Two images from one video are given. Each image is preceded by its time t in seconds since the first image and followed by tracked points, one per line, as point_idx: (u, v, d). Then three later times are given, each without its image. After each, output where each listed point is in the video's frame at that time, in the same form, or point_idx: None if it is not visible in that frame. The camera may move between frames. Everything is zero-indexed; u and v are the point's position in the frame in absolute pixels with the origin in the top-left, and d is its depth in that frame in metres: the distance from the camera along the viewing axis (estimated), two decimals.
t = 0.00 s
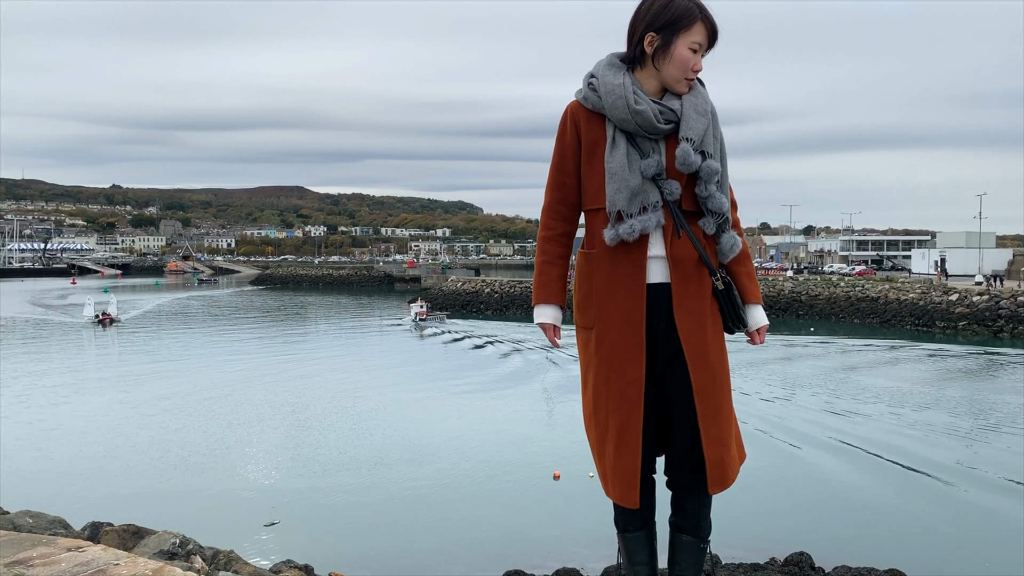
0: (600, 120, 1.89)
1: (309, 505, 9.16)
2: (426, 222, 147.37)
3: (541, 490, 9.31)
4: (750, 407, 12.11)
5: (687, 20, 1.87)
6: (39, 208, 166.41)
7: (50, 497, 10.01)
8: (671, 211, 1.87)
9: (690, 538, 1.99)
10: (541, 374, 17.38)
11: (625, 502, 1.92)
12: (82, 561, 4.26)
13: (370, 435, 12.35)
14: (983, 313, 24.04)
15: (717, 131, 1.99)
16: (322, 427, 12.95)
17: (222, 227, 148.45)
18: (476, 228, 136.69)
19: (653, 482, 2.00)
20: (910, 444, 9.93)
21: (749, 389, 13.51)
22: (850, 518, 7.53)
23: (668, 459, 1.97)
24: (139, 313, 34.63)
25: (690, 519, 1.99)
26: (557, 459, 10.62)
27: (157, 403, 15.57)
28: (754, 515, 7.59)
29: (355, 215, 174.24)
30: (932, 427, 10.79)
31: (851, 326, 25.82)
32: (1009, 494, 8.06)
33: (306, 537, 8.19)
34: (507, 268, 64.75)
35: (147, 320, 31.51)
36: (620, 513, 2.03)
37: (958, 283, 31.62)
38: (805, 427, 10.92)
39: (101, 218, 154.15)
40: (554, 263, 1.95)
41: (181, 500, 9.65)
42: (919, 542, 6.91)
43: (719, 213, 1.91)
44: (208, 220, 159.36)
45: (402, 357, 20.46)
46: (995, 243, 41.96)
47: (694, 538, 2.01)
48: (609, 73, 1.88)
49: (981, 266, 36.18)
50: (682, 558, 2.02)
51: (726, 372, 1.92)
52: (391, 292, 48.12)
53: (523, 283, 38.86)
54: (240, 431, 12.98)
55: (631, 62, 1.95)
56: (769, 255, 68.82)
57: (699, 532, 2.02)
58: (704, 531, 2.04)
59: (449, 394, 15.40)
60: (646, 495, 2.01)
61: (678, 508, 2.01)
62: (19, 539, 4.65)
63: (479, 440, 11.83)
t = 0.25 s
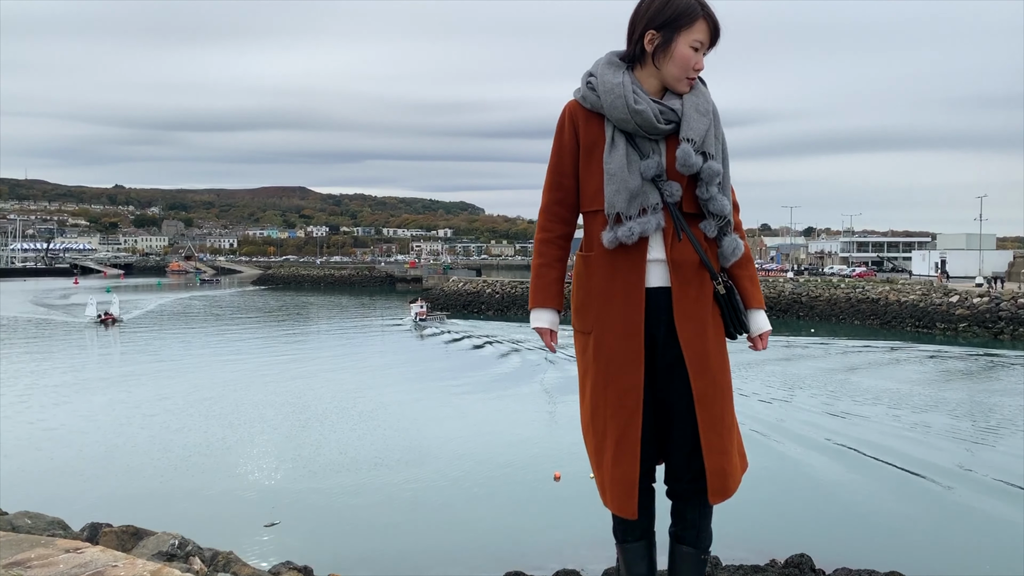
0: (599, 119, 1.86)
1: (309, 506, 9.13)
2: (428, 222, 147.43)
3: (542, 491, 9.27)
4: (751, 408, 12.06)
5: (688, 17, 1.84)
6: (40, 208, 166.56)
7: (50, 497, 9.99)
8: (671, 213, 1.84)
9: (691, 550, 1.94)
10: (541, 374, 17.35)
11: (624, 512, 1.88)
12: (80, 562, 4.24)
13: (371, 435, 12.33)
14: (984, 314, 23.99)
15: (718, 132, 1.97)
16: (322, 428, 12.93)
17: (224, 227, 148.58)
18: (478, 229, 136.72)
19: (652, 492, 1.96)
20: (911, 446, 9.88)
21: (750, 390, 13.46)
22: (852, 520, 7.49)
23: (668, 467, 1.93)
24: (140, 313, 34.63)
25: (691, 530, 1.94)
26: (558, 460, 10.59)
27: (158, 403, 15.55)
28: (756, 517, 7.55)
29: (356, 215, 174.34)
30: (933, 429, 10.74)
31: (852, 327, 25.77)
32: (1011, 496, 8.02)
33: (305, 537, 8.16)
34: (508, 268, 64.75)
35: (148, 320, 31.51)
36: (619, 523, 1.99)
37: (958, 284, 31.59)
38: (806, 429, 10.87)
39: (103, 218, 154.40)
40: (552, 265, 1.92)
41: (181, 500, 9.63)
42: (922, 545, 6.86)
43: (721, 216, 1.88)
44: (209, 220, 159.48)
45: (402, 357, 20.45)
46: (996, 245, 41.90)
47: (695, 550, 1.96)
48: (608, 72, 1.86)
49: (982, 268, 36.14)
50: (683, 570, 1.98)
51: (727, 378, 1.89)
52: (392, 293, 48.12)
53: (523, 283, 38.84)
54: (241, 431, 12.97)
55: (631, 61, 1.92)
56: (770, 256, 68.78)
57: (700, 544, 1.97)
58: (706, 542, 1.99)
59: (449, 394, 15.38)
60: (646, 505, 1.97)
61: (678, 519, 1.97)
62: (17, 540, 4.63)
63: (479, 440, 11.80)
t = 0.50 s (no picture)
0: (600, 119, 1.81)
1: (309, 508, 9.09)
2: (430, 223, 147.48)
3: (542, 494, 9.23)
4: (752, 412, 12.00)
5: (693, 14, 1.78)
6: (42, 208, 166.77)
7: (49, 498, 9.96)
8: (674, 215, 1.79)
9: (693, 564, 1.89)
10: (543, 376, 17.32)
11: (624, 526, 1.83)
12: (78, 565, 4.22)
13: (371, 437, 12.29)
14: (988, 317, 23.89)
15: (723, 133, 1.91)
16: (323, 429, 12.90)
17: (225, 228, 148.70)
18: (480, 230, 136.69)
19: (654, 504, 1.91)
20: (914, 450, 9.82)
21: (751, 393, 13.39)
22: (856, 524, 7.43)
23: (671, 478, 1.88)
24: (142, 314, 34.63)
25: (693, 543, 1.90)
26: (559, 462, 10.54)
27: (158, 404, 15.52)
28: (757, 521, 7.50)
29: (358, 216, 174.34)
30: (936, 432, 10.68)
31: (855, 329, 25.71)
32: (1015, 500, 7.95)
33: (304, 540, 8.12)
34: (510, 270, 64.69)
35: (150, 320, 31.53)
36: (619, 535, 1.93)
37: (961, 287, 31.50)
38: (807, 432, 10.81)
39: (106, 218, 154.86)
40: (551, 268, 1.86)
41: (180, 501, 9.61)
42: (926, 550, 6.80)
43: (726, 218, 1.83)
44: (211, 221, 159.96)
45: (404, 359, 20.41)
46: (1000, 247, 41.75)
47: (698, 562, 1.90)
48: (610, 70, 1.81)
49: (986, 270, 36.03)
50: None
51: (731, 387, 1.84)
52: (394, 294, 48.10)
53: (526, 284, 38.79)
54: (241, 432, 12.93)
55: (633, 58, 1.87)
56: (773, 258, 68.68)
57: (703, 557, 1.91)
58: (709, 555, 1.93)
59: (450, 396, 15.33)
60: (647, 517, 1.91)
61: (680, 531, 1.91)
62: (14, 544, 4.60)
63: (480, 443, 11.76)
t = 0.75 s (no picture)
0: (604, 117, 1.77)
1: (311, 508, 9.06)
2: (432, 224, 147.49)
3: (545, 496, 9.20)
4: (755, 414, 11.95)
5: (700, 9, 1.74)
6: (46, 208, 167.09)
7: (50, 498, 9.94)
8: (680, 216, 1.75)
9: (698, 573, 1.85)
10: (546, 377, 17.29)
11: (627, 536, 1.79)
12: (78, 566, 4.20)
13: (373, 438, 12.27)
14: (992, 319, 23.80)
15: (730, 131, 1.87)
16: (325, 430, 12.88)
17: (228, 228, 148.83)
18: (482, 231, 136.64)
19: (658, 512, 1.86)
20: (919, 453, 9.77)
21: (754, 394, 13.34)
22: (860, 527, 7.39)
23: (675, 485, 1.84)
24: (144, 313, 34.64)
25: (698, 552, 1.86)
26: (561, 464, 10.51)
27: (160, 404, 15.51)
28: (761, 524, 7.46)
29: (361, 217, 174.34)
30: (940, 435, 10.62)
31: (859, 331, 25.64)
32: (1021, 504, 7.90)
33: (306, 540, 8.09)
34: (513, 270, 64.65)
35: (153, 320, 31.54)
36: (622, 544, 1.89)
37: (966, 289, 31.38)
38: (811, 435, 10.76)
39: (109, 218, 155.12)
40: (553, 271, 1.83)
41: (182, 501, 9.59)
42: (932, 554, 6.75)
43: (733, 219, 1.79)
44: (214, 221, 160.16)
45: (406, 359, 20.39)
46: (1005, 249, 41.61)
47: (703, 571, 1.87)
48: (613, 67, 1.77)
49: (990, 272, 35.91)
50: None
51: (738, 392, 1.80)
52: (397, 294, 48.10)
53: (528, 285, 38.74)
54: (243, 432, 12.91)
55: (637, 54, 1.83)
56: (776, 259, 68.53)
57: (708, 566, 1.87)
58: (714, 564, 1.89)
59: (453, 397, 15.31)
60: (651, 524, 1.87)
61: (685, 540, 1.87)
62: (14, 544, 4.59)
63: (482, 444, 11.72)
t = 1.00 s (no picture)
0: (606, 113, 1.67)
1: (313, 510, 9.02)
2: (437, 224, 147.69)
3: (548, 497, 9.14)
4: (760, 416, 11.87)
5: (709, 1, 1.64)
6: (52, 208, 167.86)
7: (53, 498, 9.93)
8: (686, 217, 1.64)
9: None
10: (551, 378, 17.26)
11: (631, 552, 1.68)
12: (80, 567, 4.18)
13: (377, 438, 12.24)
14: (998, 319, 23.70)
15: (739, 128, 1.76)
16: (329, 430, 12.85)
17: (233, 229, 149.18)
18: (486, 232, 136.76)
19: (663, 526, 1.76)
20: (925, 456, 9.68)
21: (759, 395, 13.27)
22: (868, 531, 7.33)
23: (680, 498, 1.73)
24: (149, 314, 34.74)
25: (703, 563, 1.73)
26: (565, 465, 10.45)
27: (164, 404, 15.52)
28: (767, 528, 7.39)
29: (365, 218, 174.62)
30: (946, 437, 10.54)
31: (864, 332, 25.57)
32: None
33: (309, 542, 8.05)
34: (517, 271, 64.71)
35: (158, 321, 31.62)
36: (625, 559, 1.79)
37: (971, 289, 31.26)
38: (816, 437, 10.68)
39: (115, 218, 155.80)
40: (553, 274, 1.73)
41: (185, 502, 9.56)
42: (940, 558, 6.67)
43: (742, 219, 1.68)
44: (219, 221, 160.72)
45: (410, 360, 20.38)
46: (1010, 249, 41.49)
47: None
48: (616, 63, 1.67)
49: (996, 272, 35.78)
50: None
51: (747, 400, 1.69)
52: (401, 295, 48.19)
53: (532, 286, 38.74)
54: (246, 433, 12.89)
55: (642, 50, 1.73)
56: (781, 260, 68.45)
57: None
58: None
59: (456, 398, 15.29)
60: (656, 539, 1.77)
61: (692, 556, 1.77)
62: (15, 546, 4.57)
63: (485, 445, 11.68)
